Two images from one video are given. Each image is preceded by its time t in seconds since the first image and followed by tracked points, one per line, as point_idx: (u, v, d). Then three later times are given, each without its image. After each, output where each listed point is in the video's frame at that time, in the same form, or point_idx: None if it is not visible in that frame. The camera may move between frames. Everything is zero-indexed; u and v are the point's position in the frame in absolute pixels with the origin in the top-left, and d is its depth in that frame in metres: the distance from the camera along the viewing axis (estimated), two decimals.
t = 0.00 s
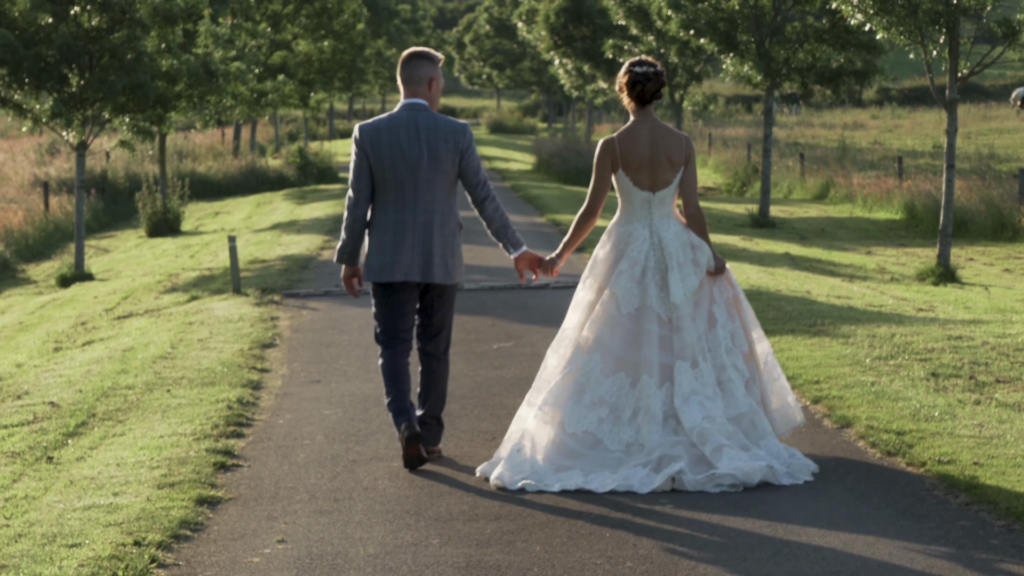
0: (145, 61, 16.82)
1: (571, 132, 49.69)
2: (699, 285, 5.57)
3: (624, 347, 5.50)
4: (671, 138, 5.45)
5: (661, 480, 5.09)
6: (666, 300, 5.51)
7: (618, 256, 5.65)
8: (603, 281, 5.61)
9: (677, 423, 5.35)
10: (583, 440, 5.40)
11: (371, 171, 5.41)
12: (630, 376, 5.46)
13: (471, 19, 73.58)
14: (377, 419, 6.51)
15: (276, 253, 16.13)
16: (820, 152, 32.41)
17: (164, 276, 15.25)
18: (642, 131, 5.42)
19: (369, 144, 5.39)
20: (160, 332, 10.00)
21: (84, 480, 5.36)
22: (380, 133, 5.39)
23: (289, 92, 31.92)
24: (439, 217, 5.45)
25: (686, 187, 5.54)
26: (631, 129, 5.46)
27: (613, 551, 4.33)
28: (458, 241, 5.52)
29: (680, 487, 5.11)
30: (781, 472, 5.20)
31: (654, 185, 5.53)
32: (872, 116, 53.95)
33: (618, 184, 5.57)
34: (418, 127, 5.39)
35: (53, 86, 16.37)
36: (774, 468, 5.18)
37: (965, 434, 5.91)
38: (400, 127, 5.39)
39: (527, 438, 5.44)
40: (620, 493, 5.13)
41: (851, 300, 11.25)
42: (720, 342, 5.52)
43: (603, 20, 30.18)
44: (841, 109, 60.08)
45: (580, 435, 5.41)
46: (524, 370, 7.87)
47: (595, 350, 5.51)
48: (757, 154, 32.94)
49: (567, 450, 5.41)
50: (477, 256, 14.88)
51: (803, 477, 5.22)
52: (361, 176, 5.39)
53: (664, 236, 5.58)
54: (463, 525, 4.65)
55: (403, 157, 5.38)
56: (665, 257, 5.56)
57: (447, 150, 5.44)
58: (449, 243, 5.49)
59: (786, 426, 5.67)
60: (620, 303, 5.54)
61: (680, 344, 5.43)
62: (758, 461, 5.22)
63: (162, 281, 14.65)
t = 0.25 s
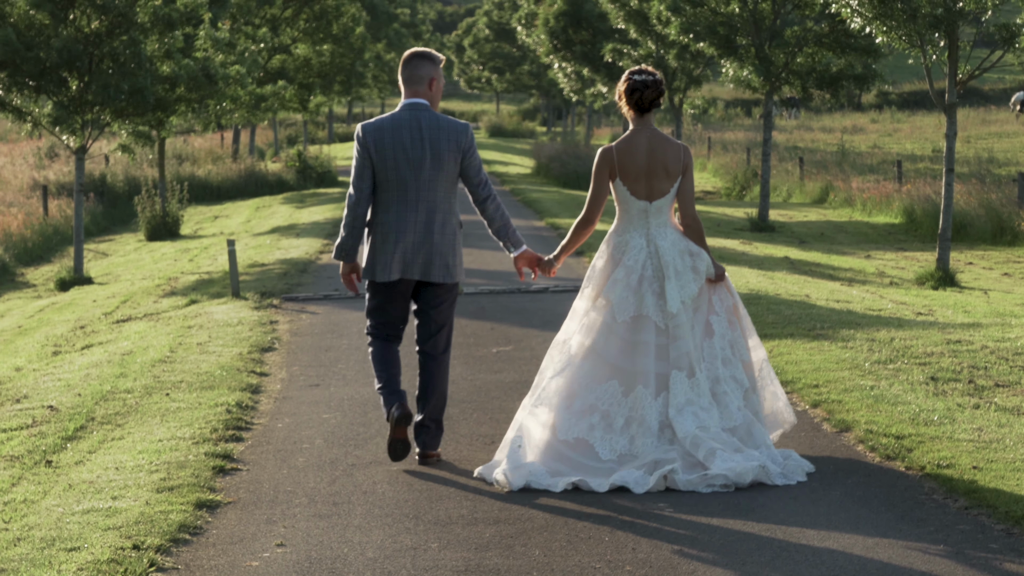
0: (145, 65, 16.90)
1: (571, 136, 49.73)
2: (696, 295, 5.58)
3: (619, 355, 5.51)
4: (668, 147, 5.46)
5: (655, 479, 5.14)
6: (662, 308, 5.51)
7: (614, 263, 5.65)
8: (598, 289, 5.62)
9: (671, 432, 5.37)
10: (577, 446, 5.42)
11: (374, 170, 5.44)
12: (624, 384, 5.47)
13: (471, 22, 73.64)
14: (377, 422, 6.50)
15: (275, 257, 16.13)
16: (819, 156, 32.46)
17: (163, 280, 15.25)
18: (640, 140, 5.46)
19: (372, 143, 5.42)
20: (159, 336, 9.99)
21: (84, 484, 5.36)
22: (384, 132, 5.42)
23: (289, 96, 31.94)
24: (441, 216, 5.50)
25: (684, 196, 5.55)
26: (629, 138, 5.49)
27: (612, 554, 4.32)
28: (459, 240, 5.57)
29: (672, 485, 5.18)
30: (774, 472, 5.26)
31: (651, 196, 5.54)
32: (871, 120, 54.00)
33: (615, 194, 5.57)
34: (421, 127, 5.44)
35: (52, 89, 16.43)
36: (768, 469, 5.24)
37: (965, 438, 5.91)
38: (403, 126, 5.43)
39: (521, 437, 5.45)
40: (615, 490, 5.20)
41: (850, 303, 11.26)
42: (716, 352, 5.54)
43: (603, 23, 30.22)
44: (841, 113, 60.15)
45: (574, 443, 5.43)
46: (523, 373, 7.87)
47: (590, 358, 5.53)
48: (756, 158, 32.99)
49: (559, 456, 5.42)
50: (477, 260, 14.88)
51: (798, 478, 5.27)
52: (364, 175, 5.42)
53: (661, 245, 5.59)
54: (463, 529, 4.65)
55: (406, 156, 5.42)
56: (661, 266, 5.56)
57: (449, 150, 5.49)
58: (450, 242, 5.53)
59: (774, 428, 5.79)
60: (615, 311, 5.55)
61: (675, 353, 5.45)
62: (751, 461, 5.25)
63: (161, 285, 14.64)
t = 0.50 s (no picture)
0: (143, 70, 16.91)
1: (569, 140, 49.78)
2: (688, 299, 5.73)
3: (612, 352, 5.64)
4: (662, 154, 5.59)
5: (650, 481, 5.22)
6: (655, 310, 5.66)
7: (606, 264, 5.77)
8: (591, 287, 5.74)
9: (664, 426, 5.50)
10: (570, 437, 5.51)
11: (370, 174, 5.48)
12: (617, 380, 5.59)
13: (468, 27, 73.67)
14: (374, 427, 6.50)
15: (272, 262, 16.13)
16: (816, 161, 32.51)
17: (160, 285, 15.24)
18: (634, 146, 5.57)
19: (368, 147, 5.46)
20: (156, 341, 9.99)
21: (81, 489, 5.36)
22: (380, 137, 5.46)
23: (287, 101, 31.96)
24: (436, 220, 5.53)
25: (678, 203, 5.69)
26: (623, 145, 5.60)
27: (610, 559, 4.33)
28: (454, 243, 5.58)
29: (666, 488, 5.25)
30: (769, 474, 5.33)
31: (645, 202, 5.68)
32: (868, 124, 54.08)
33: (610, 198, 5.71)
34: (416, 132, 5.47)
35: (51, 93, 16.41)
36: (762, 470, 5.31)
37: (962, 443, 5.92)
38: (399, 131, 5.47)
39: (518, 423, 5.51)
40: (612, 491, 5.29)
41: (848, 308, 11.28)
42: (707, 355, 5.69)
43: (601, 29, 30.28)
44: (838, 118, 60.27)
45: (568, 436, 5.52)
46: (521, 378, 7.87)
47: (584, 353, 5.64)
48: (754, 163, 33.04)
49: (553, 448, 5.50)
50: (474, 264, 14.89)
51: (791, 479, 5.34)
52: (360, 179, 5.45)
53: (653, 250, 5.73)
54: (460, 533, 4.65)
55: (401, 161, 5.45)
56: (654, 269, 5.71)
57: (444, 154, 5.51)
58: (445, 246, 5.53)
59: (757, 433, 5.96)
60: (609, 309, 5.68)
61: (668, 352, 5.58)
62: (746, 463, 5.34)
63: (159, 290, 14.64)
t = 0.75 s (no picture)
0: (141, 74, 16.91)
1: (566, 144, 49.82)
2: (680, 295, 5.81)
3: (606, 349, 5.72)
4: (653, 154, 5.67)
5: (641, 482, 5.30)
6: (647, 305, 5.74)
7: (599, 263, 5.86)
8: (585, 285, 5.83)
9: (656, 420, 5.56)
10: (566, 435, 5.60)
11: (361, 184, 5.53)
12: (611, 375, 5.67)
13: (466, 31, 73.71)
14: (371, 431, 6.50)
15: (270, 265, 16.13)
16: (814, 165, 32.55)
17: (157, 288, 15.24)
18: (627, 146, 5.66)
19: (358, 157, 5.51)
20: (153, 345, 9.98)
21: (78, 492, 5.35)
22: (370, 148, 5.51)
23: (284, 105, 31.96)
24: (427, 228, 5.56)
25: (670, 203, 5.77)
26: (615, 146, 5.70)
27: (607, 563, 4.33)
28: (447, 251, 5.60)
29: (659, 489, 5.34)
30: (760, 475, 5.41)
31: (636, 201, 5.78)
32: (864, 128, 54.15)
33: (602, 198, 5.81)
34: (406, 142, 5.51)
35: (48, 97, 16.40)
36: (754, 471, 5.40)
37: (959, 446, 5.93)
38: (388, 141, 5.51)
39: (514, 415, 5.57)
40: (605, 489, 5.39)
41: (845, 312, 11.29)
42: (701, 349, 5.75)
43: (598, 32, 30.32)
44: (835, 121, 60.39)
45: (564, 434, 5.60)
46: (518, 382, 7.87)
47: (578, 351, 5.72)
48: (751, 167, 33.07)
49: (549, 446, 5.59)
50: (471, 268, 14.89)
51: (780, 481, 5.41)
52: (352, 189, 5.51)
53: (643, 249, 5.81)
54: (457, 537, 4.65)
55: (391, 171, 5.50)
56: (646, 266, 5.79)
57: (434, 162, 5.54)
58: (438, 253, 5.55)
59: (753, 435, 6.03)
60: (602, 307, 5.75)
61: (660, 347, 5.64)
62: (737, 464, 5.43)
63: (156, 293, 14.64)
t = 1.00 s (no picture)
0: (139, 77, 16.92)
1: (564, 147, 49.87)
2: (673, 295, 5.87)
3: (602, 349, 5.77)
4: (647, 153, 5.76)
5: (634, 482, 5.33)
6: (641, 305, 5.79)
7: (594, 262, 5.93)
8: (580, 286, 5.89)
9: (650, 419, 5.60)
10: (563, 436, 5.66)
11: (351, 187, 5.66)
12: (606, 376, 5.73)
13: (463, 33, 73.75)
14: (368, 434, 6.51)
15: (267, 268, 16.13)
16: (811, 168, 32.60)
17: (155, 291, 15.24)
18: (622, 144, 5.75)
19: (347, 161, 5.64)
20: (151, 348, 9.99)
21: (76, 496, 5.35)
22: (358, 150, 5.62)
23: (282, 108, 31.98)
24: (417, 228, 5.67)
25: (664, 201, 5.85)
26: (609, 144, 5.79)
27: (604, 566, 4.34)
28: (438, 250, 5.72)
29: (652, 489, 5.36)
30: (751, 475, 5.46)
31: (631, 200, 5.85)
32: (861, 131, 54.23)
33: (597, 196, 5.88)
34: (393, 144, 5.62)
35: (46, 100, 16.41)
36: (745, 471, 5.44)
37: (957, 449, 5.94)
38: (376, 143, 5.63)
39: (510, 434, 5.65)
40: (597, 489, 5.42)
41: (843, 315, 11.31)
42: (694, 350, 5.80)
43: (595, 35, 30.36)
44: (833, 124, 60.50)
45: (560, 434, 5.66)
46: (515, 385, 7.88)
47: (574, 351, 5.77)
48: (748, 169, 33.11)
49: (545, 449, 5.66)
50: (469, 270, 14.91)
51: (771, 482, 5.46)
52: (342, 192, 5.64)
53: (638, 248, 5.88)
54: (454, 540, 4.66)
55: (379, 172, 5.61)
56: (640, 266, 5.85)
57: (422, 163, 5.66)
58: (428, 253, 5.67)
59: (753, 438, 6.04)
60: (597, 307, 5.80)
61: (654, 347, 5.69)
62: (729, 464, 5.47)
63: (153, 296, 14.63)
